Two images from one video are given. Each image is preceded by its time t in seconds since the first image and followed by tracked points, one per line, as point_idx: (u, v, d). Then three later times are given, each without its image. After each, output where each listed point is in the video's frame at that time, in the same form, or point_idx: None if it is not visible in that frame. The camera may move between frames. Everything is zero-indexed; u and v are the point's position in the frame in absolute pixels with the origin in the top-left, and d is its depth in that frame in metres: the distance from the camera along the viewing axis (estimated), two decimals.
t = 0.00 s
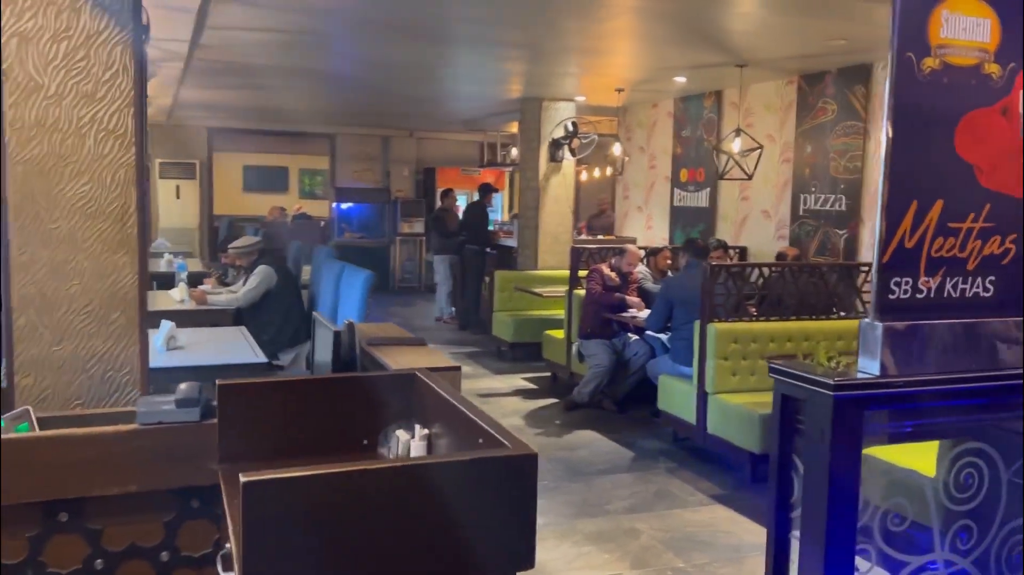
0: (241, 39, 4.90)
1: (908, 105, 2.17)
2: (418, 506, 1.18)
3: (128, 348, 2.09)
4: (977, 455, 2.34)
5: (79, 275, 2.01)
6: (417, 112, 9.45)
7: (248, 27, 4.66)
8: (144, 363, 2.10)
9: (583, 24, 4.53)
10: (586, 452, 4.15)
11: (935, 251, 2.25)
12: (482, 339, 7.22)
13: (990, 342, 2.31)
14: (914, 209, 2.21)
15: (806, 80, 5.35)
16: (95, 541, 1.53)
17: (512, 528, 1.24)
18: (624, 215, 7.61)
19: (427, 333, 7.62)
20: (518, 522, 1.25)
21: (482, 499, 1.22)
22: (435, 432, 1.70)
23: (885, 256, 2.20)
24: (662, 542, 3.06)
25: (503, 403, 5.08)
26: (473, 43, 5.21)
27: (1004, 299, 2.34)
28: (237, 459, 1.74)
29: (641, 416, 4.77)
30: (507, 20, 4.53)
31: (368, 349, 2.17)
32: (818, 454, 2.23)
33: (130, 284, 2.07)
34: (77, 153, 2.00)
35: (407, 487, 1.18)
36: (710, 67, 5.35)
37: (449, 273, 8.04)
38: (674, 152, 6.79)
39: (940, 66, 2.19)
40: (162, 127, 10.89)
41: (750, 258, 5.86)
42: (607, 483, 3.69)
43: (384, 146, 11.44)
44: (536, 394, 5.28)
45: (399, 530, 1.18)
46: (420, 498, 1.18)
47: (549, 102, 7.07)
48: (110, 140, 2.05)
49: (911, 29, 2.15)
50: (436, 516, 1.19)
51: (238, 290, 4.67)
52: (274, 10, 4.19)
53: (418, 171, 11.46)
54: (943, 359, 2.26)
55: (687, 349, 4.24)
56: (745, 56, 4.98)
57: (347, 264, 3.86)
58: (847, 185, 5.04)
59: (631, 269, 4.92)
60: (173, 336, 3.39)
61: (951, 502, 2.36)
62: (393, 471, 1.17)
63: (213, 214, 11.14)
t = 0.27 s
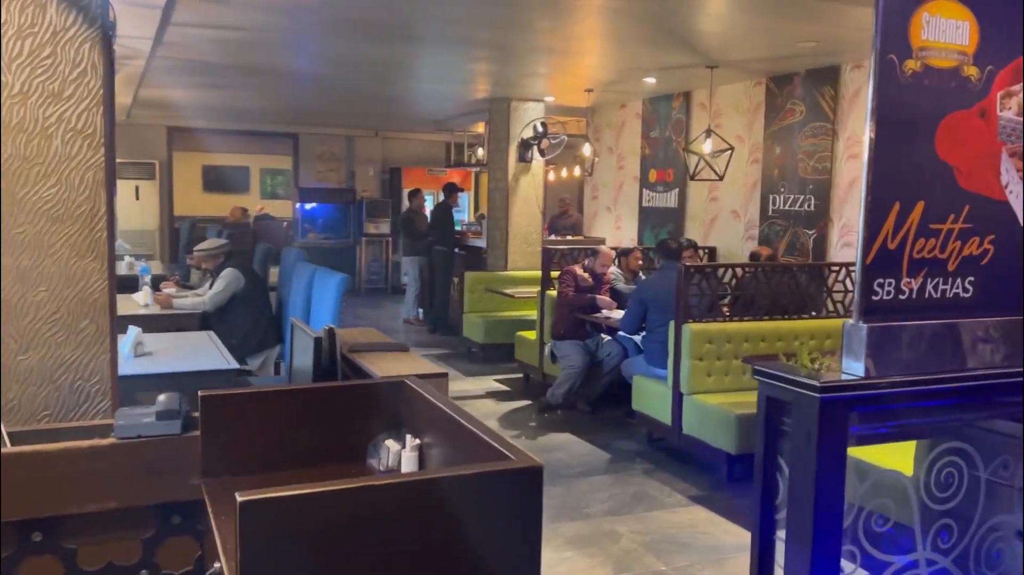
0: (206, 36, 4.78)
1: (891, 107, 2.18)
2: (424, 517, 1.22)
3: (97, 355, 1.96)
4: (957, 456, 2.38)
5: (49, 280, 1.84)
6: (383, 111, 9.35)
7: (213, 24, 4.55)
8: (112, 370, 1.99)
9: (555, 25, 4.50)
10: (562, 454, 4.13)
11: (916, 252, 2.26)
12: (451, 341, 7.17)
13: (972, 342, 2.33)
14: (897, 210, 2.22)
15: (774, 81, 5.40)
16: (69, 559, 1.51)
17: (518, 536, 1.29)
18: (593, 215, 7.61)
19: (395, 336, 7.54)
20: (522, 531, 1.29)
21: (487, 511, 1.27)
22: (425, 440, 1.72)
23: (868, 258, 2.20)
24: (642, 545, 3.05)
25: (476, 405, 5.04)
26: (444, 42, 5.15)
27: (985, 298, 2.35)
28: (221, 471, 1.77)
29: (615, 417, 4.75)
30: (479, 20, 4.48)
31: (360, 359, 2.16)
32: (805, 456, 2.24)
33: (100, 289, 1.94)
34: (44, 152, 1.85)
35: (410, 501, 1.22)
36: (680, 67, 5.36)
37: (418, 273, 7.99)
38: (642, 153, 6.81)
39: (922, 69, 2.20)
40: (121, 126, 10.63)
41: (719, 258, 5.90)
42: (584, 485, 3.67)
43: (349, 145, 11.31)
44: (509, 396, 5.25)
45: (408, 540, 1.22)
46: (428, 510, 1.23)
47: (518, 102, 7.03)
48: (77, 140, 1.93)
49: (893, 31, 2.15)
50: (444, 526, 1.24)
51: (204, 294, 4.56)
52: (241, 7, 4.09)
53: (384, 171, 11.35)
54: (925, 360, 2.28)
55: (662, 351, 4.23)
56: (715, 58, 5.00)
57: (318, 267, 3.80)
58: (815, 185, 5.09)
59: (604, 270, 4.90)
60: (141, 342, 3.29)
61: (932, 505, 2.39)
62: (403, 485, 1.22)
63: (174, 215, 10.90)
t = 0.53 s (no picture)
0: (161, 29, 4.62)
1: (866, 102, 2.17)
2: (412, 525, 1.21)
3: (49, 360, 1.82)
4: (931, 450, 2.40)
5: None
6: (343, 109, 9.20)
7: (167, 17, 4.41)
8: (67, 376, 1.85)
9: (519, 21, 4.44)
10: (531, 454, 4.08)
11: (891, 248, 2.25)
12: (415, 342, 7.08)
13: (945, 338, 2.33)
14: (872, 206, 2.21)
15: (737, 79, 5.41)
16: None
17: (510, 541, 1.28)
18: (556, 214, 7.58)
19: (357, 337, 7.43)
20: (515, 536, 1.29)
21: (479, 517, 1.26)
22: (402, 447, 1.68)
23: (844, 254, 2.19)
24: (615, 546, 3.01)
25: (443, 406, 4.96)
26: (406, 38, 5.05)
27: (957, 294, 2.36)
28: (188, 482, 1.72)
29: (583, 417, 4.72)
30: (444, 16, 4.39)
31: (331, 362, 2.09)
32: (782, 454, 2.21)
33: (52, 292, 1.80)
34: None
35: (398, 509, 1.21)
36: (645, 65, 5.34)
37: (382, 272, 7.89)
38: (606, 151, 6.79)
39: (896, 64, 2.19)
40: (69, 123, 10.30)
41: (684, 256, 5.90)
42: (555, 486, 3.62)
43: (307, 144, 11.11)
44: (475, 397, 5.19)
45: (400, 549, 1.21)
46: (419, 518, 1.22)
47: (480, 100, 6.95)
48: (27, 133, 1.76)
49: (868, 25, 2.14)
50: (436, 534, 1.23)
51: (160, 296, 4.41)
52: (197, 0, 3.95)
53: (343, 169, 11.18)
54: (901, 357, 2.27)
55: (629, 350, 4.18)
56: (681, 56, 4.99)
57: (281, 267, 3.70)
58: (778, 183, 5.11)
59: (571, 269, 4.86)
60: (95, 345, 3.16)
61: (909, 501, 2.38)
62: (393, 493, 1.21)
63: (126, 215, 10.61)
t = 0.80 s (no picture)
0: (104, 23, 4.44)
1: (836, 100, 2.14)
2: (385, 555, 1.16)
3: None
4: (898, 450, 2.39)
5: None
6: (295, 107, 9.01)
7: (111, 11, 4.23)
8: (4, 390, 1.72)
9: (477, 18, 4.37)
10: (493, 459, 4.01)
11: (860, 248, 2.23)
12: (371, 344, 6.97)
13: (913, 338, 2.32)
14: (842, 205, 2.19)
15: (693, 79, 5.42)
16: None
17: (489, 566, 1.24)
18: (513, 214, 7.52)
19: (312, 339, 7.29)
20: (496, 559, 1.25)
21: (457, 541, 1.22)
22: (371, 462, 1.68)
23: (815, 255, 2.16)
24: (581, 553, 2.95)
25: (402, 410, 4.87)
26: (361, 35, 4.92)
27: (922, 294, 2.36)
28: (141, 505, 1.64)
29: (544, 419, 4.67)
30: (400, 12, 4.28)
31: (296, 376, 2.03)
32: (755, 458, 2.18)
33: None
34: None
35: (369, 539, 1.16)
36: (603, 64, 5.30)
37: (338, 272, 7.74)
38: (563, 151, 6.76)
39: (864, 62, 2.17)
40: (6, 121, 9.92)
41: (642, 256, 5.89)
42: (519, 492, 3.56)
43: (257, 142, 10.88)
44: (435, 400, 5.10)
45: None
46: (393, 546, 1.17)
47: (436, 99, 6.83)
48: None
49: (837, 23, 2.12)
50: (416, 558, 1.19)
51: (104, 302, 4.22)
52: None
53: (294, 168, 10.98)
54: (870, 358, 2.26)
55: (592, 352, 4.13)
56: (640, 55, 4.96)
57: (234, 272, 3.56)
58: (736, 182, 5.12)
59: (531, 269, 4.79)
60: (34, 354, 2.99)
61: (875, 499, 2.38)
62: (364, 522, 1.16)
63: (67, 217, 10.25)
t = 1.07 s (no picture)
0: (36, 18, 4.25)
1: (796, 100, 2.13)
2: None
3: None
4: (858, 450, 2.40)
5: None
6: (238, 107, 8.80)
7: (44, 6, 4.05)
8: None
9: (428, 17, 4.30)
10: (448, 465, 3.94)
11: (820, 249, 2.23)
12: (319, 350, 6.83)
13: (871, 339, 2.33)
14: (802, 206, 2.18)
15: (644, 80, 5.43)
16: None
17: None
18: (464, 216, 7.45)
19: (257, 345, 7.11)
20: None
21: (431, 564, 1.16)
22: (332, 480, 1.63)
23: (776, 256, 2.14)
24: (541, 560, 2.90)
25: (354, 417, 4.77)
26: (308, 33, 4.81)
27: (879, 294, 2.37)
28: (85, 528, 1.55)
29: (499, 423, 4.61)
30: (349, 10, 4.19)
31: (248, 390, 1.98)
32: (718, 462, 2.16)
33: None
34: None
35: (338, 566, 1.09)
36: (554, 64, 5.28)
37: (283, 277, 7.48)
38: (513, 152, 6.72)
39: (823, 62, 2.17)
40: None
41: (594, 257, 5.88)
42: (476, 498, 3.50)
43: (198, 143, 10.59)
44: (387, 406, 5.01)
45: None
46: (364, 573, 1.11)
47: (384, 98, 6.72)
48: None
49: (796, 23, 2.11)
50: None
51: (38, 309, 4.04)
52: None
53: (237, 170, 10.72)
54: (831, 358, 2.26)
55: (548, 355, 4.09)
56: (591, 56, 4.94)
57: (177, 277, 3.43)
58: (687, 184, 5.14)
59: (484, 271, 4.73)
60: None
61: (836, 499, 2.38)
62: (332, 548, 1.09)
63: None
